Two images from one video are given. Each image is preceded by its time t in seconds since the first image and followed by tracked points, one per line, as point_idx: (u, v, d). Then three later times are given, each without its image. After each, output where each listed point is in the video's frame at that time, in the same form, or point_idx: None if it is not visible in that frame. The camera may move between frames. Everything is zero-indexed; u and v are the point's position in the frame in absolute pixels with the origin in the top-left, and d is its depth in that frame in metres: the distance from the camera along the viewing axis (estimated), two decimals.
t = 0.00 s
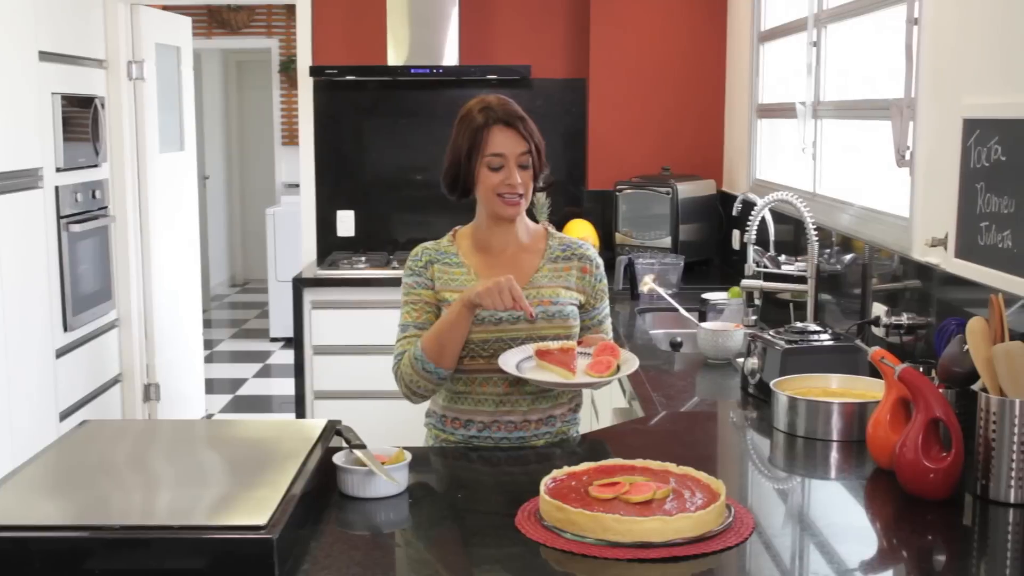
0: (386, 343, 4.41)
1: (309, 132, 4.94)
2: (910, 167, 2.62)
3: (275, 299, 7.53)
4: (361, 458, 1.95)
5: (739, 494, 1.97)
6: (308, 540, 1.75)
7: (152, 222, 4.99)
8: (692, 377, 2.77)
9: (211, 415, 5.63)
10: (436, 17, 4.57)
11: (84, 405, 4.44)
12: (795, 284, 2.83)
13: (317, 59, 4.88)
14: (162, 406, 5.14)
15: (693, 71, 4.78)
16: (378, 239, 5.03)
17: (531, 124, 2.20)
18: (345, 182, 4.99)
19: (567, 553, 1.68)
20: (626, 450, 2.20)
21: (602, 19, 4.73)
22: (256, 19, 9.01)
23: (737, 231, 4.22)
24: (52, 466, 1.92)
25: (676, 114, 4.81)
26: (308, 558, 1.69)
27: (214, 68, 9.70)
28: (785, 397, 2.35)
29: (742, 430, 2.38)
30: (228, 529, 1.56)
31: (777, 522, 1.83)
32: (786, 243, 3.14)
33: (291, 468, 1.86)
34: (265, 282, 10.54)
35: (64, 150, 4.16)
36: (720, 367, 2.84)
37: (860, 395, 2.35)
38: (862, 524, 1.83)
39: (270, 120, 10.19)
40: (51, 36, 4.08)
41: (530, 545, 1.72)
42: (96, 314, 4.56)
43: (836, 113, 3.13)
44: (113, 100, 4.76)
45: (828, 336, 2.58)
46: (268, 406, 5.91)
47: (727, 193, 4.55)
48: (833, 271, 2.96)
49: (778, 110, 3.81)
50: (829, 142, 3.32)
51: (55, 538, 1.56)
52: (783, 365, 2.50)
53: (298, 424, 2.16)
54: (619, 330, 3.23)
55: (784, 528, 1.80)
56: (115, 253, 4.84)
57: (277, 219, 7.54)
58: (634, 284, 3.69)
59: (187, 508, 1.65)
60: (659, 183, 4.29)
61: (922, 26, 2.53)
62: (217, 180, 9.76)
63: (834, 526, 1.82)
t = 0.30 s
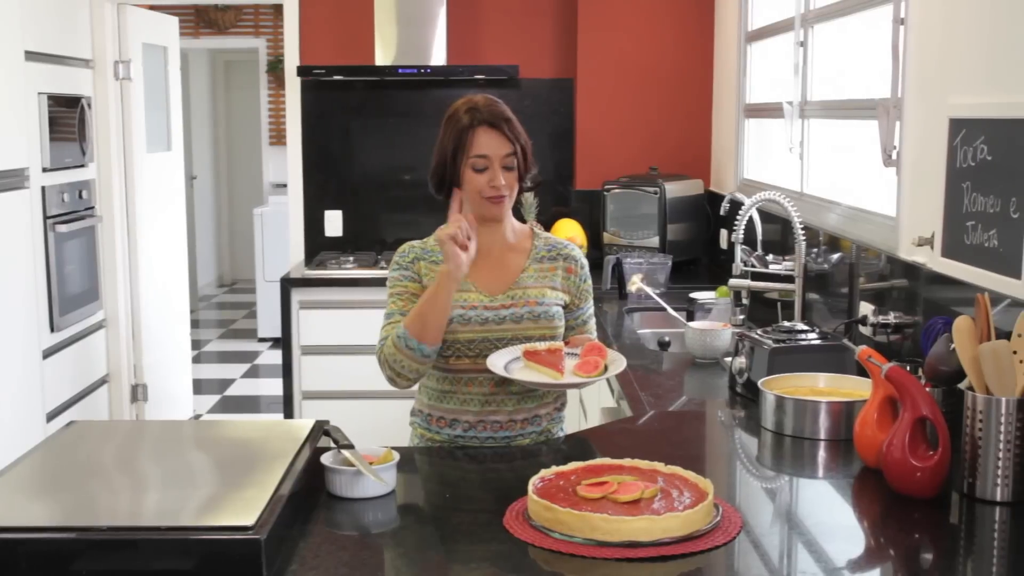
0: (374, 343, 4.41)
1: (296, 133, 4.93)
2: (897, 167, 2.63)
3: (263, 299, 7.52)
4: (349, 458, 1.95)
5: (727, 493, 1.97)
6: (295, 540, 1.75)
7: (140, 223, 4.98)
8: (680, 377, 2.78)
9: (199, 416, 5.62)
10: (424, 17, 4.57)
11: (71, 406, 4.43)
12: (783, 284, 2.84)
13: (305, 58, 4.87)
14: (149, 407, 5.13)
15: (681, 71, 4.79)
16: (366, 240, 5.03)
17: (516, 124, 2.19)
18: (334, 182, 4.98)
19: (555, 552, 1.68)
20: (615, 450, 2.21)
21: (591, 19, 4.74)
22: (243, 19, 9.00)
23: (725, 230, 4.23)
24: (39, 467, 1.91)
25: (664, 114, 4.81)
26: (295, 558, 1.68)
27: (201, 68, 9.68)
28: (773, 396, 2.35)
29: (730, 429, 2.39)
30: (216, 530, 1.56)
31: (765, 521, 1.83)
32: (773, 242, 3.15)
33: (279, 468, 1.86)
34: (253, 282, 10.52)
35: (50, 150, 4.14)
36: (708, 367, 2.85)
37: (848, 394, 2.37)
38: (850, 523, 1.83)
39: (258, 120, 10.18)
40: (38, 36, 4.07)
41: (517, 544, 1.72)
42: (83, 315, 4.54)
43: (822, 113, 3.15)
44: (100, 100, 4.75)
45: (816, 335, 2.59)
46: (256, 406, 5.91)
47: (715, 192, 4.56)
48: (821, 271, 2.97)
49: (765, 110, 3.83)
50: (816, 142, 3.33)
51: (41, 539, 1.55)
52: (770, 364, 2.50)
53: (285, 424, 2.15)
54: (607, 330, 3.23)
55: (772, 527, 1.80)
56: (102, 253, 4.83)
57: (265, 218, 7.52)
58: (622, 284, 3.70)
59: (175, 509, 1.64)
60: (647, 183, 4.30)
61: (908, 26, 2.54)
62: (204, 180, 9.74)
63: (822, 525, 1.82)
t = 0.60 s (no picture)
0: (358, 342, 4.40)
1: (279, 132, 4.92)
2: (878, 166, 2.64)
3: (247, 299, 7.51)
4: (332, 458, 1.95)
5: (711, 492, 1.98)
6: (279, 540, 1.74)
7: (121, 223, 4.96)
8: (663, 376, 2.78)
9: (181, 416, 5.60)
10: (408, 16, 4.57)
11: (52, 407, 4.41)
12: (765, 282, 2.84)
13: (287, 58, 4.86)
14: (132, 408, 5.11)
15: (666, 70, 4.80)
16: (349, 239, 5.02)
17: (497, 127, 2.16)
18: (317, 182, 4.98)
19: (538, 552, 1.68)
20: (599, 449, 2.21)
21: (575, 18, 4.74)
22: (225, 18, 8.98)
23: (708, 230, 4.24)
24: (18, 468, 1.90)
25: (648, 113, 4.82)
26: (278, 559, 1.68)
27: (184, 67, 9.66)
28: (755, 395, 2.35)
29: (713, 428, 2.39)
30: (198, 531, 1.56)
31: (748, 519, 1.84)
32: (756, 242, 3.16)
33: (261, 468, 1.86)
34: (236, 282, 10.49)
35: (31, 149, 4.12)
36: (691, 366, 2.86)
37: (830, 393, 2.37)
38: (834, 522, 1.83)
39: (240, 120, 10.16)
40: (18, 35, 4.05)
41: (500, 544, 1.72)
42: (64, 316, 4.52)
43: (803, 113, 3.16)
44: (81, 100, 4.72)
45: (798, 334, 2.59)
46: (239, 407, 5.89)
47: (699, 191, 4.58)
48: (803, 270, 2.98)
49: (747, 110, 3.84)
50: (797, 142, 3.34)
51: (21, 541, 1.54)
52: (753, 363, 2.51)
53: (267, 425, 2.14)
54: (590, 329, 3.23)
55: (755, 526, 1.81)
56: (84, 253, 4.81)
57: (248, 219, 7.51)
58: (606, 283, 3.70)
59: (157, 510, 1.64)
60: (630, 182, 4.31)
61: (889, 26, 2.55)
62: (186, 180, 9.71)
63: (805, 524, 1.83)
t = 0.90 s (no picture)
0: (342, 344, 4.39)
1: (262, 133, 4.91)
2: (859, 167, 2.65)
3: (230, 301, 7.49)
4: (315, 460, 1.94)
5: (695, 492, 1.98)
6: (262, 542, 1.74)
7: (103, 224, 4.94)
8: (646, 376, 2.79)
9: (164, 418, 5.58)
10: (391, 17, 4.56)
11: (34, 410, 4.38)
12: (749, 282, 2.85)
13: (269, 58, 4.85)
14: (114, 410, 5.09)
15: (650, 71, 4.81)
16: (333, 240, 5.01)
17: (465, 143, 2.17)
18: (301, 183, 4.97)
19: (521, 553, 1.68)
20: (583, 450, 2.21)
21: (559, 19, 4.74)
22: (208, 19, 8.94)
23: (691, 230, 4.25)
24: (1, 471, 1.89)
25: (632, 114, 4.83)
26: (261, 561, 1.67)
27: (165, 68, 9.62)
28: (737, 395, 2.36)
29: (697, 428, 2.40)
30: (181, 533, 1.55)
31: (731, 519, 1.84)
32: (739, 242, 3.17)
33: (244, 470, 1.85)
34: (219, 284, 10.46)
35: (12, 151, 4.10)
36: (674, 366, 2.86)
37: (814, 393, 2.38)
38: (816, 521, 1.84)
39: (223, 121, 10.13)
40: None
41: (484, 545, 1.72)
42: (45, 317, 4.49)
43: (785, 113, 3.17)
44: (63, 101, 4.70)
45: (781, 335, 2.60)
46: (222, 408, 5.87)
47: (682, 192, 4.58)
48: (785, 270, 2.99)
49: (729, 111, 3.85)
50: (779, 143, 3.35)
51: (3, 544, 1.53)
52: (736, 363, 2.51)
53: (250, 426, 2.14)
54: (573, 330, 3.24)
55: (739, 526, 1.81)
56: (65, 255, 4.79)
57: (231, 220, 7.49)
58: (589, 284, 3.71)
59: (140, 513, 1.63)
60: (613, 183, 4.31)
61: (870, 27, 2.57)
62: (169, 181, 9.67)
63: (789, 523, 1.83)
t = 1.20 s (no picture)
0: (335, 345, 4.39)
1: (255, 135, 4.91)
2: (852, 168, 2.66)
3: (223, 302, 7.48)
4: (309, 460, 1.94)
5: (689, 493, 1.98)
6: (255, 543, 1.74)
7: (95, 226, 4.93)
8: (640, 377, 2.79)
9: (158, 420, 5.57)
10: (384, 17, 4.56)
11: (27, 411, 4.37)
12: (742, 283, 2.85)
13: (262, 60, 4.85)
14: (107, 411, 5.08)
15: (643, 72, 4.81)
16: (327, 242, 5.01)
17: (431, 173, 2.21)
18: (295, 184, 4.97)
19: (514, 553, 1.68)
20: (577, 450, 2.21)
21: (553, 20, 4.74)
22: (201, 20, 8.93)
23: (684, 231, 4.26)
24: None
25: (626, 115, 4.83)
26: (255, 562, 1.67)
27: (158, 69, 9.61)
28: (730, 396, 2.37)
29: (690, 429, 2.40)
30: (173, 535, 1.55)
31: (726, 519, 1.85)
32: (732, 243, 3.18)
33: (237, 472, 1.85)
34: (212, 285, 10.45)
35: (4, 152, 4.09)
36: (668, 367, 2.87)
37: (807, 393, 2.38)
38: (809, 521, 1.85)
39: (216, 122, 10.12)
40: None
41: (477, 546, 1.72)
42: (38, 319, 4.48)
43: (778, 115, 3.18)
44: (55, 102, 4.70)
45: (774, 335, 2.61)
46: (216, 409, 5.87)
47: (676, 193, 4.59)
48: (779, 271, 2.99)
49: (722, 112, 3.86)
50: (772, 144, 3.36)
51: None
52: (729, 364, 2.52)
53: (243, 426, 2.14)
54: (567, 331, 3.24)
55: (733, 526, 1.81)
56: (58, 257, 4.78)
57: (224, 221, 7.48)
58: (582, 285, 3.71)
59: (133, 514, 1.62)
60: (606, 184, 4.31)
61: (863, 28, 2.57)
62: (162, 182, 9.66)
63: (782, 524, 1.84)
